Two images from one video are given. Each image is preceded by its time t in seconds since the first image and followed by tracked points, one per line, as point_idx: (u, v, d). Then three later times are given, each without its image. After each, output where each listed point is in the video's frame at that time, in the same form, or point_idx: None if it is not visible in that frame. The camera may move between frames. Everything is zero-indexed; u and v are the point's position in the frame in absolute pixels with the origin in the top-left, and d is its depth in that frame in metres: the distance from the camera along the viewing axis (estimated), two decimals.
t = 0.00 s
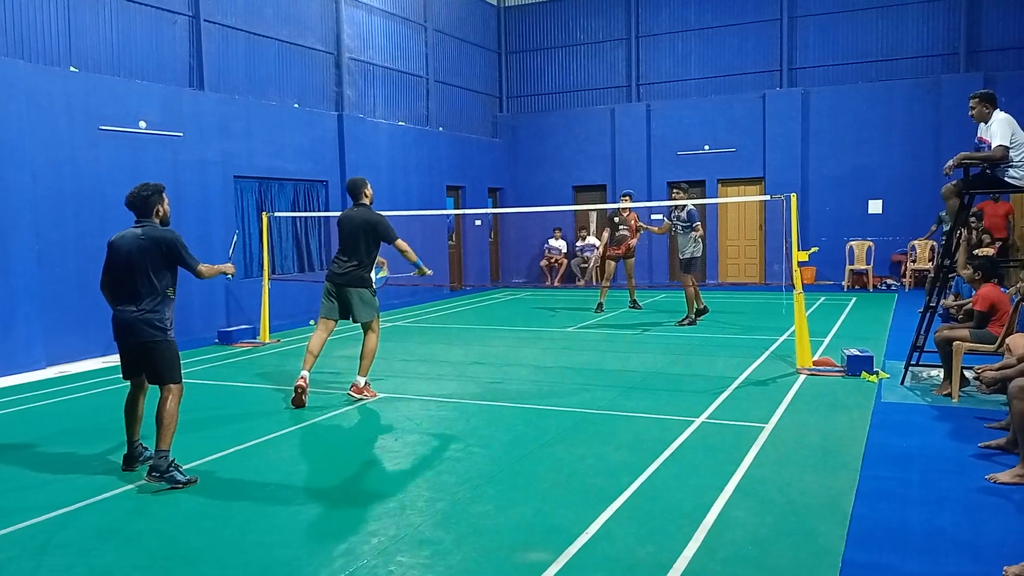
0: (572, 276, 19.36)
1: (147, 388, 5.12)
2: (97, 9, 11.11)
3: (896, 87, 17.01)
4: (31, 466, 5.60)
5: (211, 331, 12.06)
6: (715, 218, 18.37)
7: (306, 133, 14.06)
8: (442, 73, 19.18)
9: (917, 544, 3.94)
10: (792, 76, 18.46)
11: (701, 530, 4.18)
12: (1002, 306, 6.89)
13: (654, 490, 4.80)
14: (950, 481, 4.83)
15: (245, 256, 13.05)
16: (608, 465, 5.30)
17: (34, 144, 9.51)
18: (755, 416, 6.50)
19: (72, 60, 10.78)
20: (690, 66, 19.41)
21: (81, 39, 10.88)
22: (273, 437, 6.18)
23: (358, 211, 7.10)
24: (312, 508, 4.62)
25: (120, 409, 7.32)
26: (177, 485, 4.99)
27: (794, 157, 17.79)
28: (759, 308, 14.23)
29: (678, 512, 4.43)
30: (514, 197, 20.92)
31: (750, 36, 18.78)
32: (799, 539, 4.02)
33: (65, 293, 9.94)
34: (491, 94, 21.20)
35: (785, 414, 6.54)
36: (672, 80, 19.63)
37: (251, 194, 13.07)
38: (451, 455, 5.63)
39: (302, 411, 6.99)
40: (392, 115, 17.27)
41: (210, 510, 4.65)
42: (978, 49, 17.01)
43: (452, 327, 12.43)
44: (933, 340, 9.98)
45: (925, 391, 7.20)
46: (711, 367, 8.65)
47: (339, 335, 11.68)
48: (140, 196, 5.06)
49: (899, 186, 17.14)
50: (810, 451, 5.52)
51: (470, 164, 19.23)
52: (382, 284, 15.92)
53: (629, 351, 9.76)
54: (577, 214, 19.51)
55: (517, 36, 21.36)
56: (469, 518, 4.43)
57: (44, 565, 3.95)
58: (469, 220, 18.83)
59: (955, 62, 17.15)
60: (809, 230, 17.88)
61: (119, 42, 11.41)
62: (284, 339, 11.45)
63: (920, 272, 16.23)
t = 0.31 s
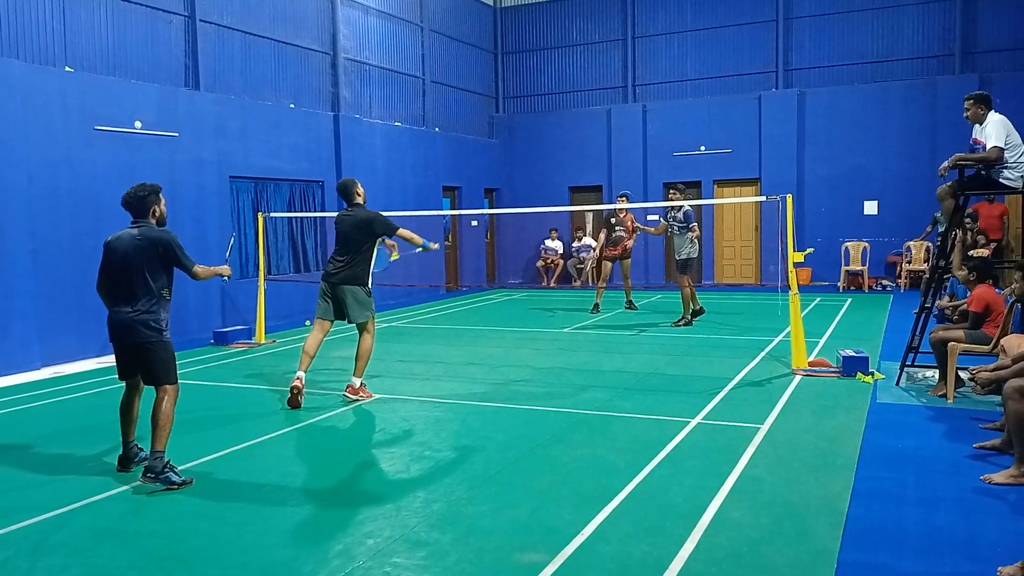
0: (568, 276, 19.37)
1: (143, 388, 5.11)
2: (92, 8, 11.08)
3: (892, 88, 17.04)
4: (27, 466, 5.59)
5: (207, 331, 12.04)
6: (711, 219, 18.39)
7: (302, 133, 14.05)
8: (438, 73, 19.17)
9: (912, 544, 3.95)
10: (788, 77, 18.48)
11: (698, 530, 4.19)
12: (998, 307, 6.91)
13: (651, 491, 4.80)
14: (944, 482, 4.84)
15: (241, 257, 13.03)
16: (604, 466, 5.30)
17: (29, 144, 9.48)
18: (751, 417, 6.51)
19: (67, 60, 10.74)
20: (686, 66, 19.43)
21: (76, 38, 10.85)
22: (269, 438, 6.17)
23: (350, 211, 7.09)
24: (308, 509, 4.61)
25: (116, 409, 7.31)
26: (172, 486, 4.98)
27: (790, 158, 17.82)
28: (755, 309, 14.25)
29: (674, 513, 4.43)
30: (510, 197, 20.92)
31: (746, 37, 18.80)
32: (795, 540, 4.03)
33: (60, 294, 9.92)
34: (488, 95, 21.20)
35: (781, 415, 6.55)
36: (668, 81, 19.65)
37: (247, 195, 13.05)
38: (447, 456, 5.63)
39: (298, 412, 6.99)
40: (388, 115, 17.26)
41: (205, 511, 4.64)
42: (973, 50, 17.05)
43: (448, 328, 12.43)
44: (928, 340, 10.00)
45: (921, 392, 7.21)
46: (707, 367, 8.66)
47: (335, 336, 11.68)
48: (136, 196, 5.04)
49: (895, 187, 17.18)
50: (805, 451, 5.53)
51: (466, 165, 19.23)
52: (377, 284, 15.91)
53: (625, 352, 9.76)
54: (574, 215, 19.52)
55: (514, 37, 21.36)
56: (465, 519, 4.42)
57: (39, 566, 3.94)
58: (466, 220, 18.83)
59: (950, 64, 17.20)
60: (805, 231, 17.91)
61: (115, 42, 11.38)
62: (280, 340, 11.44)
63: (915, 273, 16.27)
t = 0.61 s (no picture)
0: (568, 278, 19.36)
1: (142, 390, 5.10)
2: (93, 11, 11.10)
3: (891, 89, 17.04)
4: (28, 468, 5.60)
5: (207, 333, 12.04)
6: (711, 220, 18.39)
7: (302, 135, 14.06)
8: (438, 75, 19.17)
9: (912, 546, 3.94)
10: (788, 78, 18.48)
11: (698, 531, 4.19)
12: (998, 308, 6.90)
13: (651, 493, 4.80)
14: (945, 483, 4.84)
15: (241, 258, 13.03)
16: (604, 467, 5.30)
17: (29, 146, 9.48)
18: (751, 418, 6.51)
19: (67, 61, 10.75)
20: (686, 67, 19.44)
21: (76, 40, 10.86)
22: (269, 440, 6.17)
23: (347, 210, 7.11)
24: (309, 512, 4.61)
25: (116, 410, 7.32)
26: (172, 488, 4.97)
27: (790, 159, 17.82)
28: (756, 310, 14.25)
29: (674, 514, 4.43)
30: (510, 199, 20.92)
31: (746, 38, 18.82)
32: (795, 541, 4.03)
33: (60, 296, 9.92)
34: (488, 97, 21.21)
35: (782, 416, 6.54)
36: (668, 83, 19.65)
37: (247, 197, 13.06)
38: (448, 458, 5.63)
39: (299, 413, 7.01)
40: (388, 117, 17.27)
41: (206, 514, 4.64)
42: (973, 51, 17.07)
43: (448, 330, 12.43)
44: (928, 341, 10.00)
45: (921, 393, 7.21)
46: (708, 368, 8.66)
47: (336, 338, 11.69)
48: (138, 198, 5.05)
49: (895, 188, 17.18)
50: (805, 453, 5.52)
51: (466, 166, 19.24)
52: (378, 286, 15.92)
53: (626, 353, 9.76)
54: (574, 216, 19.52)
55: (513, 39, 21.38)
56: (465, 521, 4.42)
57: (39, 567, 3.95)
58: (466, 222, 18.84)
59: (950, 64, 17.22)
60: (805, 232, 17.92)
61: (115, 43, 11.39)
62: (280, 342, 11.44)
63: (916, 274, 16.26)
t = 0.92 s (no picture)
0: (567, 276, 19.37)
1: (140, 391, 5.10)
2: (92, 9, 11.08)
3: (891, 88, 17.04)
4: (26, 466, 5.59)
5: (206, 330, 12.03)
6: (710, 218, 18.39)
7: (301, 132, 14.05)
8: (437, 73, 19.15)
9: (911, 545, 3.94)
10: (787, 77, 18.47)
11: (696, 530, 4.19)
12: (997, 307, 6.90)
13: (650, 491, 4.80)
14: (943, 482, 4.84)
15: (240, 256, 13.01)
16: (602, 466, 5.30)
17: (27, 144, 9.46)
18: (750, 417, 6.51)
19: (66, 59, 10.73)
20: (686, 65, 19.43)
21: (74, 37, 10.84)
22: (268, 438, 6.17)
23: (342, 212, 7.10)
24: (308, 510, 4.61)
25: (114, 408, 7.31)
26: (169, 487, 4.99)
27: (789, 158, 17.82)
28: (755, 308, 14.26)
29: (672, 513, 4.43)
30: (509, 197, 20.92)
31: (745, 37, 18.81)
32: (794, 540, 4.03)
33: (59, 293, 9.91)
34: (487, 95, 21.20)
35: (780, 415, 6.54)
36: (667, 81, 19.64)
37: (246, 194, 13.04)
38: (446, 456, 5.63)
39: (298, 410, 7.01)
40: (387, 115, 17.25)
41: (205, 512, 4.64)
42: (973, 50, 17.06)
43: (447, 328, 12.42)
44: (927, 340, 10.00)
45: (920, 392, 7.21)
46: (707, 367, 8.66)
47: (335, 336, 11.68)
48: (144, 197, 5.04)
49: (894, 187, 17.18)
50: (804, 451, 5.52)
51: (466, 164, 19.24)
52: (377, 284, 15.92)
53: (625, 351, 9.76)
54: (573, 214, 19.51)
55: (513, 37, 21.36)
56: (464, 519, 4.42)
57: (38, 566, 3.95)
58: (465, 220, 18.84)
59: (949, 64, 17.21)
60: (804, 231, 17.93)
61: (114, 41, 11.37)
62: (279, 339, 11.43)
63: (915, 272, 16.27)
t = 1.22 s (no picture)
0: (566, 275, 19.37)
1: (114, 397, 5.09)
2: (90, 7, 11.07)
3: (889, 87, 17.05)
4: (24, 465, 5.59)
5: (205, 329, 12.02)
6: (709, 217, 18.40)
7: (300, 131, 14.04)
8: (436, 71, 19.15)
9: (910, 544, 3.95)
10: (786, 76, 18.48)
11: (695, 528, 4.20)
12: (995, 306, 6.91)
13: (648, 490, 4.80)
14: (942, 481, 4.85)
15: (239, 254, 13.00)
16: (601, 464, 5.30)
17: (25, 142, 9.45)
18: (749, 416, 6.51)
19: (65, 57, 10.72)
20: (685, 64, 19.42)
21: (73, 35, 10.82)
22: (266, 436, 6.17)
23: (336, 243, 6.86)
24: (306, 509, 4.61)
25: (114, 405, 7.32)
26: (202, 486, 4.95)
27: (788, 157, 17.83)
28: (753, 307, 14.27)
29: (671, 512, 4.43)
30: (508, 195, 20.93)
31: (744, 36, 18.80)
32: (793, 539, 4.03)
33: (57, 292, 9.90)
34: (486, 93, 21.19)
35: (779, 414, 6.55)
36: (667, 80, 19.63)
37: (245, 193, 13.03)
38: (445, 454, 5.62)
39: (297, 409, 7.00)
40: (386, 113, 17.24)
41: (203, 510, 4.63)
42: (972, 49, 17.06)
43: (446, 326, 12.41)
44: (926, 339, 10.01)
45: (918, 391, 7.22)
46: (705, 366, 8.66)
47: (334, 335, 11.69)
48: (143, 218, 4.87)
49: (893, 186, 17.19)
50: (803, 450, 5.53)
51: (464, 163, 19.22)
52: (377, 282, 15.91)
53: (624, 350, 9.76)
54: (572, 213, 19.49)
55: (512, 36, 21.35)
56: (462, 518, 4.42)
57: (37, 564, 3.94)
58: (464, 219, 18.83)
59: (948, 63, 17.21)
60: (802, 230, 17.94)
61: (112, 39, 11.36)
62: (278, 338, 11.42)
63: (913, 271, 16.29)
